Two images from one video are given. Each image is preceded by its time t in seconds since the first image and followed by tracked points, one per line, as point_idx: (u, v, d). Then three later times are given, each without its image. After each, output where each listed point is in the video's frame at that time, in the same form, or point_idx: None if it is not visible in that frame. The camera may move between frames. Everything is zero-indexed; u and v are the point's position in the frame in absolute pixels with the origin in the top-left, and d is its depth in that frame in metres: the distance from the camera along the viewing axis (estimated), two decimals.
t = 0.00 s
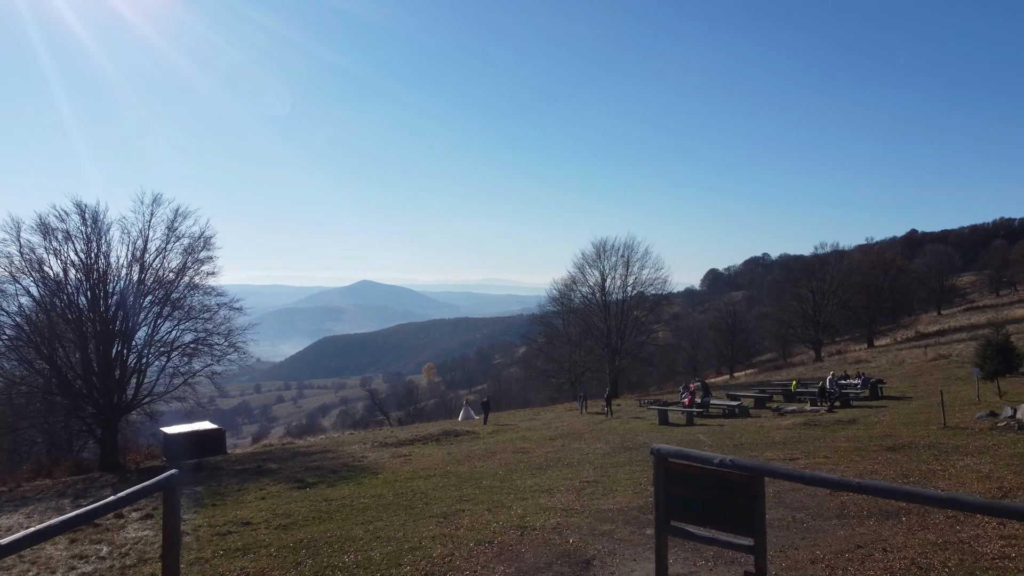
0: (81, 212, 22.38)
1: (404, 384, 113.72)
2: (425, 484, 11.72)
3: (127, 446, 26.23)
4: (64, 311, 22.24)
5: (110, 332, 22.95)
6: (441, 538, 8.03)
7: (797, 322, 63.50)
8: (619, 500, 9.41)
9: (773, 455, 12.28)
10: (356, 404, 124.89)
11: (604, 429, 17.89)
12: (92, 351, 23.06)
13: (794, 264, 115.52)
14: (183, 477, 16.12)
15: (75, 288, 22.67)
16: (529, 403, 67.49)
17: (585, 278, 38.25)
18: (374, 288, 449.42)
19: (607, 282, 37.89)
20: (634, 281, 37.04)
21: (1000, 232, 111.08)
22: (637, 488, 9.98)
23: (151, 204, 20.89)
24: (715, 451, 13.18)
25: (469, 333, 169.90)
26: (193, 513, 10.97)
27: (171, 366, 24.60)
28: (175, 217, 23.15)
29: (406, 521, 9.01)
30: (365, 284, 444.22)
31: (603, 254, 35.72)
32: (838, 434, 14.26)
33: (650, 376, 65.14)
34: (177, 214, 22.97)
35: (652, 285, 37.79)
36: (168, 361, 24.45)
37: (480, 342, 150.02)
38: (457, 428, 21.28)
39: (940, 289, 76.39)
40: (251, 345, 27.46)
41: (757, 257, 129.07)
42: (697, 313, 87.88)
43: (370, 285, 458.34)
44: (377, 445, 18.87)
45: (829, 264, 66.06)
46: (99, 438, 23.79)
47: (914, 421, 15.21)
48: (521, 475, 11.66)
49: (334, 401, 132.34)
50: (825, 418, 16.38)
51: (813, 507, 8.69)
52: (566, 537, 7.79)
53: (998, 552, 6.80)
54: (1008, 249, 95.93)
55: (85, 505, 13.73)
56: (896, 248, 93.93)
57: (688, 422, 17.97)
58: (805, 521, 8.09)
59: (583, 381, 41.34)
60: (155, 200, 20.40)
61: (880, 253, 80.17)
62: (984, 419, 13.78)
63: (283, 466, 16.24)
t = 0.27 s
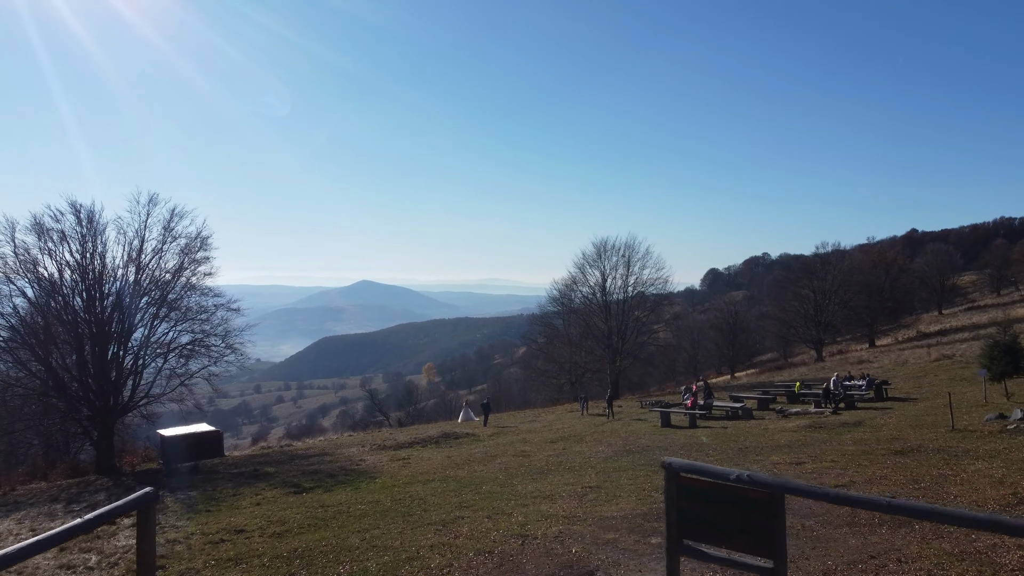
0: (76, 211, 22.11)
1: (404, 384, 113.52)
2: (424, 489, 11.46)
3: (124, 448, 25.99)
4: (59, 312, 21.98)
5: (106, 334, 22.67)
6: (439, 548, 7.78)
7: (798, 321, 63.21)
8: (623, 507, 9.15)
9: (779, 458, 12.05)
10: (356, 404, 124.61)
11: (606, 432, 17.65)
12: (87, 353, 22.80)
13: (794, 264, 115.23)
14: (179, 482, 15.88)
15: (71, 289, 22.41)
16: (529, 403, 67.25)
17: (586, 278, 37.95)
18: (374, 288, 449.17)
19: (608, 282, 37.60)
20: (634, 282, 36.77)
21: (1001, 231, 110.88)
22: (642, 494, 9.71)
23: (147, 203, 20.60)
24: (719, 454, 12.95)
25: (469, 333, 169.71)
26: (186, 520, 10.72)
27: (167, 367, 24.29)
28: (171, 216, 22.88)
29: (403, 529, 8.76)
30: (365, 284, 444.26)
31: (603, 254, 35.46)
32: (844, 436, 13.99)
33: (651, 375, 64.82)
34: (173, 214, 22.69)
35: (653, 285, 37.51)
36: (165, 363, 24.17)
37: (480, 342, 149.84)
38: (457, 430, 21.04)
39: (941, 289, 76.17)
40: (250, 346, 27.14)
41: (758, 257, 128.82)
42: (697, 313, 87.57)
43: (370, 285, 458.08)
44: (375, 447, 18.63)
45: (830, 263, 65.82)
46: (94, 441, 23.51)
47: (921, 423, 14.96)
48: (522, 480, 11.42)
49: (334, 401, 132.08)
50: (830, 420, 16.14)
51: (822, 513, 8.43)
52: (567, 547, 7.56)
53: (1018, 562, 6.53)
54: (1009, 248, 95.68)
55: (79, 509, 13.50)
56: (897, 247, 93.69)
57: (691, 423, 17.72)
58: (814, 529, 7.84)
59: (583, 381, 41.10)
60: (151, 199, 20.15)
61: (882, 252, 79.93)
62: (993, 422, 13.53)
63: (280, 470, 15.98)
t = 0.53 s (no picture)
0: (70, 211, 21.81)
1: (404, 384, 113.27)
2: (422, 496, 11.17)
3: (121, 451, 25.74)
4: (53, 314, 21.69)
5: (101, 335, 22.37)
6: (437, 560, 7.49)
7: (799, 321, 62.95)
8: (627, 515, 8.86)
9: (786, 463, 11.79)
10: (356, 404, 124.25)
11: (609, 435, 17.38)
12: (82, 355, 22.51)
13: (794, 264, 114.92)
14: (174, 486, 15.59)
15: (65, 290, 22.12)
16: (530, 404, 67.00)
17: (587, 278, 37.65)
18: (373, 288, 448.85)
19: (608, 282, 37.29)
20: (635, 281, 36.46)
21: (1001, 230, 110.72)
22: (646, 502, 9.43)
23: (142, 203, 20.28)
24: (724, 458, 12.68)
25: (468, 333, 169.48)
26: (177, 529, 10.43)
27: (163, 369, 24.02)
28: (167, 216, 22.59)
29: (400, 539, 8.47)
30: (365, 284, 444.12)
31: (604, 253, 35.16)
32: (851, 440, 13.71)
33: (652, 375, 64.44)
34: (169, 214, 22.40)
35: (654, 285, 37.23)
36: (161, 365, 23.89)
37: (479, 342, 149.57)
38: (457, 433, 20.76)
39: (943, 288, 75.95)
40: (246, 348, 26.83)
41: (757, 256, 128.56)
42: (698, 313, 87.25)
43: (370, 285, 457.43)
44: (374, 451, 18.32)
45: (832, 263, 65.56)
46: (89, 444, 23.22)
47: (929, 426, 14.68)
48: (522, 486, 11.12)
49: (333, 402, 131.68)
50: (836, 423, 15.86)
51: (834, 522, 8.14)
52: (571, 558, 7.27)
53: None
54: (1010, 247, 95.48)
55: (70, 515, 13.21)
56: (898, 247, 93.49)
57: (694, 426, 17.43)
58: (827, 539, 7.55)
59: (584, 382, 40.81)
60: (147, 199, 19.87)
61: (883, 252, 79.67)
62: (1004, 425, 13.24)
63: (276, 474, 15.69)
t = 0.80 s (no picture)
0: (65, 211, 21.56)
1: (403, 384, 112.99)
2: (420, 502, 10.90)
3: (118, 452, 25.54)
4: (48, 315, 21.42)
5: (96, 337, 22.11)
6: (435, 571, 7.22)
7: (801, 321, 62.69)
8: (631, 523, 8.59)
9: (793, 466, 11.54)
10: (356, 405, 123.93)
11: (611, 438, 17.09)
12: (77, 356, 22.26)
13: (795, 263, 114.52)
14: (169, 490, 15.32)
15: (60, 292, 21.87)
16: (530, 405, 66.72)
17: (587, 278, 37.35)
18: (373, 288, 448.56)
19: (609, 282, 36.97)
20: (636, 281, 36.12)
21: (1002, 229, 110.54)
22: (651, 509, 9.17)
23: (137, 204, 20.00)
24: (729, 462, 12.42)
25: (468, 333, 169.14)
26: (168, 537, 10.16)
27: (160, 371, 23.76)
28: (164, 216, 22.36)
29: (397, 549, 8.19)
30: (365, 284, 443.80)
31: (605, 253, 34.88)
32: (859, 443, 13.44)
33: (652, 374, 64.12)
34: (165, 214, 22.15)
35: (656, 285, 36.95)
36: (158, 367, 23.61)
37: (479, 342, 149.31)
38: (456, 436, 20.48)
39: (944, 287, 75.71)
40: (244, 349, 26.56)
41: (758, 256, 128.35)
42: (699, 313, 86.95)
43: (370, 285, 457.11)
44: (372, 454, 18.04)
45: (833, 262, 65.30)
46: (84, 446, 22.98)
47: (937, 429, 14.40)
48: (523, 492, 10.85)
49: (333, 402, 131.35)
50: (842, 426, 15.59)
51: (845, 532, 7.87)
52: (573, 571, 6.99)
53: None
54: (1011, 246, 95.27)
55: (62, 521, 12.93)
56: (899, 246, 93.29)
57: (697, 429, 17.15)
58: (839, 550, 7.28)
59: (584, 382, 40.50)
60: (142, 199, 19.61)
61: (884, 251, 79.42)
62: (1014, 428, 12.97)
63: (272, 479, 15.42)
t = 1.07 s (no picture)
0: (58, 211, 21.23)
1: (403, 385, 112.67)
2: (418, 509, 10.58)
3: (114, 455, 25.24)
4: (41, 317, 21.08)
5: (90, 338, 21.77)
6: None
7: (802, 321, 62.41)
8: (637, 534, 8.27)
9: (801, 472, 11.23)
10: (356, 405, 123.60)
11: (613, 441, 16.78)
12: (71, 358, 21.93)
13: (796, 263, 114.28)
14: (163, 496, 14.99)
15: (54, 293, 21.55)
16: (530, 405, 66.43)
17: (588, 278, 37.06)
18: (373, 288, 447.95)
19: (610, 282, 36.64)
20: (637, 281, 35.79)
21: (1003, 228, 110.35)
22: (656, 519, 8.85)
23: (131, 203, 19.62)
24: (735, 467, 12.10)
25: (468, 333, 168.86)
26: (157, 547, 9.85)
27: (155, 372, 23.39)
28: (158, 216, 22.01)
29: (393, 561, 7.88)
30: (365, 284, 443.63)
31: (605, 253, 34.59)
32: (867, 447, 13.12)
33: (653, 373, 63.74)
34: (160, 213, 21.80)
35: (657, 285, 36.64)
36: (153, 369, 23.21)
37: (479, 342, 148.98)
38: (456, 439, 20.16)
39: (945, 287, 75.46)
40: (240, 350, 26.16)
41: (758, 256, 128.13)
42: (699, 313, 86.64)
43: (370, 285, 456.81)
44: (370, 457, 17.73)
45: (835, 262, 65.00)
46: (79, 449, 22.67)
47: (947, 432, 14.10)
48: (524, 499, 10.53)
49: (333, 402, 131.02)
50: (849, 429, 15.28)
51: (860, 543, 7.55)
52: None
53: None
54: (1012, 245, 95.07)
55: (51, 528, 12.61)
56: (900, 246, 93.08)
57: (701, 431, 16.84)
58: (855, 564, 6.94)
59: (584, 383, 40.17)
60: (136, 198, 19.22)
61: (885, 250, 79.17)
62: None
63: (267, 483, 15.12)
